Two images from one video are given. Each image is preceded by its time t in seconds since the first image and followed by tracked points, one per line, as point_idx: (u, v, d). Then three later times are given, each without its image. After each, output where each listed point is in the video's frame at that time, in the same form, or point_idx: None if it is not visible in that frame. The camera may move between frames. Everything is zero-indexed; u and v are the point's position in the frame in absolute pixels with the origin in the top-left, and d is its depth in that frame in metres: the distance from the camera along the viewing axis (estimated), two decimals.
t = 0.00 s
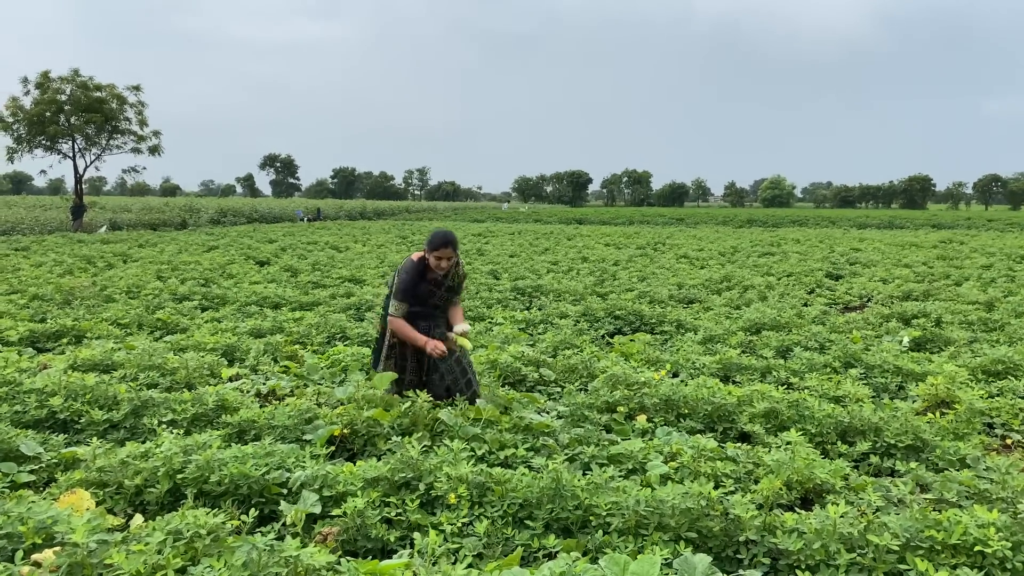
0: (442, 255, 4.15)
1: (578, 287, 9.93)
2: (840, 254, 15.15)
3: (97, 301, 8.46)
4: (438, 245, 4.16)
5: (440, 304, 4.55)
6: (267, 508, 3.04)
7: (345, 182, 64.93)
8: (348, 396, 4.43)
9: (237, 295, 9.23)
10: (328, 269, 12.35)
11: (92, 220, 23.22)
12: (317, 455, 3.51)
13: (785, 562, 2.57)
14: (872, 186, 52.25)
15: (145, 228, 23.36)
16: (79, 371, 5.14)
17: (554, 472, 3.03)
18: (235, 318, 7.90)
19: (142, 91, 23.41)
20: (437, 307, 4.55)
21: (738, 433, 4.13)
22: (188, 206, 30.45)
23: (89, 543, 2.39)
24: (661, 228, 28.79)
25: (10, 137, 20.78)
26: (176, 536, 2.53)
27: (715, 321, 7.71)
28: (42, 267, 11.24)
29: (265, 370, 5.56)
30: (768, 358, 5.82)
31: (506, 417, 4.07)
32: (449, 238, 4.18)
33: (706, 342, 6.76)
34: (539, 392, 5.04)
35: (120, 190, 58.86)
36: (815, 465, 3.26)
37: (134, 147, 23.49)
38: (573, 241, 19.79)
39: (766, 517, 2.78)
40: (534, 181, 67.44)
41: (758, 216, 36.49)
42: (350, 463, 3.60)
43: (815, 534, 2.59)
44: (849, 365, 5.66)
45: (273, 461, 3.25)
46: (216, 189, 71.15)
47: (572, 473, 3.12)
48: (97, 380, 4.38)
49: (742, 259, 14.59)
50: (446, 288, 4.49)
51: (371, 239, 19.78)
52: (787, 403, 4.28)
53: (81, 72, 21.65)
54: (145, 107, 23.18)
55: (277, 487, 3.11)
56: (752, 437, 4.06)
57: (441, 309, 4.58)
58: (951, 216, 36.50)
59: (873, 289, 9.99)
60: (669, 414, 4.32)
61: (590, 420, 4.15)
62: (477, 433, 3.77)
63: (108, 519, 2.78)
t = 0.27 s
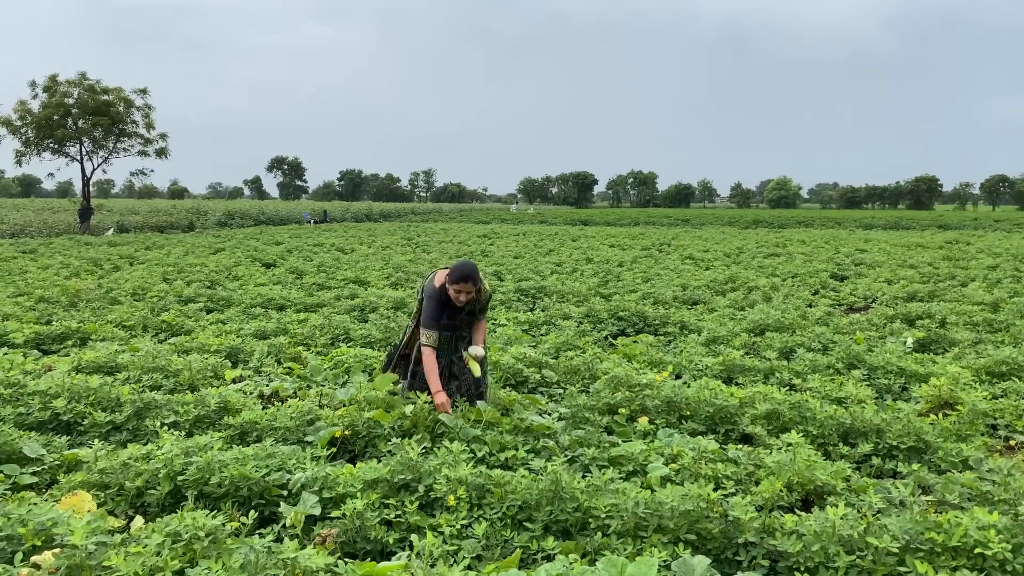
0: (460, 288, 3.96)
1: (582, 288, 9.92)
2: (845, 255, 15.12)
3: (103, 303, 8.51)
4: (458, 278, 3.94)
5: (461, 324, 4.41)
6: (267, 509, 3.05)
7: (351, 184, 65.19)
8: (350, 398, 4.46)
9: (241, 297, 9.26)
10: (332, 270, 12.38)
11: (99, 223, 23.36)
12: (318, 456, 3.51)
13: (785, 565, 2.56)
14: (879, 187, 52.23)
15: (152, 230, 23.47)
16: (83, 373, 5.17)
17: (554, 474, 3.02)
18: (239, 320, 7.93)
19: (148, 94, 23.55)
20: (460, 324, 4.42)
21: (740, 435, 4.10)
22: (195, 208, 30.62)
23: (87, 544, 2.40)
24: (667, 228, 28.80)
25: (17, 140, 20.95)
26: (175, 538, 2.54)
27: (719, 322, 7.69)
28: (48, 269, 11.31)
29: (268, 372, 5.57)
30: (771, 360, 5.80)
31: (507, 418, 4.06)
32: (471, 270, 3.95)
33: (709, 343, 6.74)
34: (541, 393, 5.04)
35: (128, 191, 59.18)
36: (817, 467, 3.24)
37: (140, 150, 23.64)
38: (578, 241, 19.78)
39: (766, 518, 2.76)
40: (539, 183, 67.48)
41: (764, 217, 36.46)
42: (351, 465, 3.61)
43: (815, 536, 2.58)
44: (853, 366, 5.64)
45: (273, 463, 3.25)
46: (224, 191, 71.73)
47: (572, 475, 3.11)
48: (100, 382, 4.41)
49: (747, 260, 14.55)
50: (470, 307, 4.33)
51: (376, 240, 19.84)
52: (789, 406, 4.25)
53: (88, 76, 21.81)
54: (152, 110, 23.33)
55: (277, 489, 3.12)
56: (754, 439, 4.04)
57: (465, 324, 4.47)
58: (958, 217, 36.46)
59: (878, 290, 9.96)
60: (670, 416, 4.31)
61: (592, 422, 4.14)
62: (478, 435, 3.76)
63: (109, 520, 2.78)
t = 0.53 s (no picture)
0: (480, 321, 3.94)
1: (590, 290, 9.91)
2: (856, 257, 15.01)
3: (112, 306, 8.58)
4: (475, 311, 3.91)
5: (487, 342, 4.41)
6: (272, 512, 3.06)
7: (360, 186, 65.50)
8: (356, 400, 4.47)
9: (249, 299, 9.31)
10: (340, 273, 12.43)
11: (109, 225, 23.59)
12: (324, 459, 3.52)
13: (794, 569, 2.53)
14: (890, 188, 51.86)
15: (162, 233, 23.67)
16: (91, 375, 5.21)
17: (560, 477, 3.01)
18: (247, 322, 7.97)
19: (158, 97, 23.74)
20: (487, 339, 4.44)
21: (749, 438, 4.08)
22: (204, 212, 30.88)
23: (92, 547, 2.41)
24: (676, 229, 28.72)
25: (28, 143, 21.22)
26: (180, 541, 2.55)
27: (728, 324, 7.65)
28: (59, 272, 11.43)
29: (276, 374, 5.59)
30: (780, 362, 5.76)
31: (514, 420, 4.05)
32: (489, 302, 3.91)
33: (718, 345, 6.70)
34: (549, 396, 5.03)
35: (139, 194, 59.73)
36: (826, 470, 3.21)
37: (150, 152, 23.84)
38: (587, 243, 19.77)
39: (774, 522, 2.73)
40: (548, 185, 67.51)
41: (773, 218, 36.26)
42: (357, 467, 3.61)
43: (824, 540, 2.55)
44: (863, 368, 5.59)
45: (279, 466, 3.27)
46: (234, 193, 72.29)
47: (579, 478, 3.10)
48: (108, 385, 4.44)
49: (757, 262, 14.48)
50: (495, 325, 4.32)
51: (384, 242, 19.91)
52: (798, 408, 4.22)
53: (98, 79, 22.04)
54: (161, 113, 23.51)
55: (283, 492, 3.13)
56: (763, 442, 4.01)
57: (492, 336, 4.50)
58: (972, 217, 36.09)
59: (889, 291, 9.88)
60: (679, 419, 4.29)
61: (599, 425, 4.13)
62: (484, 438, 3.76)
63: (114, 523, 2.80)
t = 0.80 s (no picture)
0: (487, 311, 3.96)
1: (598, 291, 9.89)
2: (867, 257, 14.90)
3: (122, 307, 8.66)
4: (482, 300, 3.93)
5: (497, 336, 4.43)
6: (281, 513, 3.08)
7: (369, 187, 65.76)
8: (364, 401, 4.49)
9: (258, 300, 9.37)
10: (349, 274, 12.47)
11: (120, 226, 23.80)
12: (332, 460, 3.54)
13: (803, 570, 2.52)
14: (900, 189, 51.43)
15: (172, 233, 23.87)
16: (100, 376, 5.27)
17: (568, 478, 3.01)
18: (256, 323, 8.03)
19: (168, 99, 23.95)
20: (498, 336, 4.45)
21: (759, 438, 4.06)
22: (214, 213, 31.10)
23: (101, 547, 2.44)
24: (685, 230, 28.61)
25: (40, 145, 21.44)
26: (188, 542, 2.57)
27: (737, 325, 7.61)
28: (70, 273, 11.54)
29: (284, 374, 5.62)
30: (790, 362, 5.72)
31: (522, 420, 4.06)
32: (496, 292, 3.94)
33: (727, 346, 6.67)
34: (557, 396, 5.03)
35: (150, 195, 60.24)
36: (836, 471, 3.19)
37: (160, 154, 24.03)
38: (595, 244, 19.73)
39: (783, 524, 2.71)
40: (556, 187, 67.53)
41: (783, 218, 36.02)
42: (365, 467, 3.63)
43: (834, 542, 2.53)
44: (874, 369, 5.54)
45: (287, 466, 3.29)
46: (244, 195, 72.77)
47: (587, 479, 3.10)
48: (117, 386, 4.48)
49: (766, 262, 14.41)
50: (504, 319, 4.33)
51: (392, 243, 19.98)
52: (808, 409, 4.19)
53: (109, 81, 22.27)
54: (171, 115, 23.73)
55: (291, 492, 3.15)
56: (773, 443, 3.99)
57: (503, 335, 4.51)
58: (985, 217, 35.69)
59: (900, 291, 9.80)
60: (688, 420, 4.28)
61: (608, 425, 4.12)
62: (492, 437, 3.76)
63: (123, 523, 2.83)
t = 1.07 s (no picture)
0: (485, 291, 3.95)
1: (607, 291, 9.87)
2: (877, 256, 14.78)
3: (133, 307, 8.74)
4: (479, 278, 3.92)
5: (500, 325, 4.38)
6: (291, 513, 3.10)
7: (377, 188, 66.01)
8: (373, 401, 4.51)
9: (268, 301, 9.43)
10: (358, 274, 12.52)
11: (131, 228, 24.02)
12: (342, 460, 3.56)
13: (814, 572, 2.51)
14: (910, 189, 50.96)
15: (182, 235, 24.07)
16: (111, 377, 5.32)
17: (578, 479, 3.00)
18: (265, 323, 8.08)
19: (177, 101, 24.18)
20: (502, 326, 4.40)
21: (769, 440, 4.04)
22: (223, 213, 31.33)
23: (112, 548, 2.47)
24: (694, 230, 28.48)
25: (51, 146, 21.69)
26: (199, 542, 2.59)
27: (747, 325, 7.57)
28: (81, 274, 11.67)
29: (294, 375, 5.66)
30: (800, 363, 5.69)
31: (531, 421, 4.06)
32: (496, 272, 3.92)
33: (737, 346, 6.64)
34: (566, 397, 5.02)
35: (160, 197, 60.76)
36: (848, 473, 3.16)
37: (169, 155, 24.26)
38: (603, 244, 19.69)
39: (795, 525, 2.70)
40: (564, 187, 67.48)
41: (792, 218, 35.77)
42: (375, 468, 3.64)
43: (846, 544, 2.52)
44: (884, 369, 5.49)
45: (297, 467, 3.31)
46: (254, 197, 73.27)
47: (597, 479, 3.09)
48: (127, 387, 4.53)
49: (776, 262, 14.32)
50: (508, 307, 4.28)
51: (401, 244, 20.04)
52: (819, 410, 4.17)
53: (118, 83, 22.51)
54: (180, 117, 23.96)
55: (301, 493, 3.17)
56: (783, 444, 3.96)
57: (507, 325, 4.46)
58: (997, 217, 35.26)
59: (911, 291, 9.72)
60: (697, 421, 4.27)
61: (617, 426, 4.11)
62: (501, 438, 3.76)
63: (134, 523, 2.85)
